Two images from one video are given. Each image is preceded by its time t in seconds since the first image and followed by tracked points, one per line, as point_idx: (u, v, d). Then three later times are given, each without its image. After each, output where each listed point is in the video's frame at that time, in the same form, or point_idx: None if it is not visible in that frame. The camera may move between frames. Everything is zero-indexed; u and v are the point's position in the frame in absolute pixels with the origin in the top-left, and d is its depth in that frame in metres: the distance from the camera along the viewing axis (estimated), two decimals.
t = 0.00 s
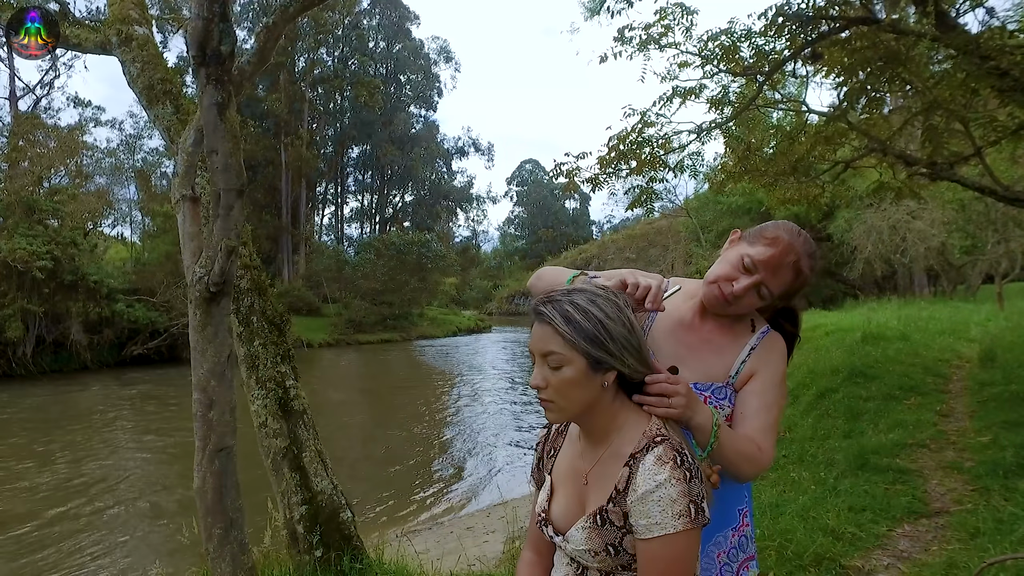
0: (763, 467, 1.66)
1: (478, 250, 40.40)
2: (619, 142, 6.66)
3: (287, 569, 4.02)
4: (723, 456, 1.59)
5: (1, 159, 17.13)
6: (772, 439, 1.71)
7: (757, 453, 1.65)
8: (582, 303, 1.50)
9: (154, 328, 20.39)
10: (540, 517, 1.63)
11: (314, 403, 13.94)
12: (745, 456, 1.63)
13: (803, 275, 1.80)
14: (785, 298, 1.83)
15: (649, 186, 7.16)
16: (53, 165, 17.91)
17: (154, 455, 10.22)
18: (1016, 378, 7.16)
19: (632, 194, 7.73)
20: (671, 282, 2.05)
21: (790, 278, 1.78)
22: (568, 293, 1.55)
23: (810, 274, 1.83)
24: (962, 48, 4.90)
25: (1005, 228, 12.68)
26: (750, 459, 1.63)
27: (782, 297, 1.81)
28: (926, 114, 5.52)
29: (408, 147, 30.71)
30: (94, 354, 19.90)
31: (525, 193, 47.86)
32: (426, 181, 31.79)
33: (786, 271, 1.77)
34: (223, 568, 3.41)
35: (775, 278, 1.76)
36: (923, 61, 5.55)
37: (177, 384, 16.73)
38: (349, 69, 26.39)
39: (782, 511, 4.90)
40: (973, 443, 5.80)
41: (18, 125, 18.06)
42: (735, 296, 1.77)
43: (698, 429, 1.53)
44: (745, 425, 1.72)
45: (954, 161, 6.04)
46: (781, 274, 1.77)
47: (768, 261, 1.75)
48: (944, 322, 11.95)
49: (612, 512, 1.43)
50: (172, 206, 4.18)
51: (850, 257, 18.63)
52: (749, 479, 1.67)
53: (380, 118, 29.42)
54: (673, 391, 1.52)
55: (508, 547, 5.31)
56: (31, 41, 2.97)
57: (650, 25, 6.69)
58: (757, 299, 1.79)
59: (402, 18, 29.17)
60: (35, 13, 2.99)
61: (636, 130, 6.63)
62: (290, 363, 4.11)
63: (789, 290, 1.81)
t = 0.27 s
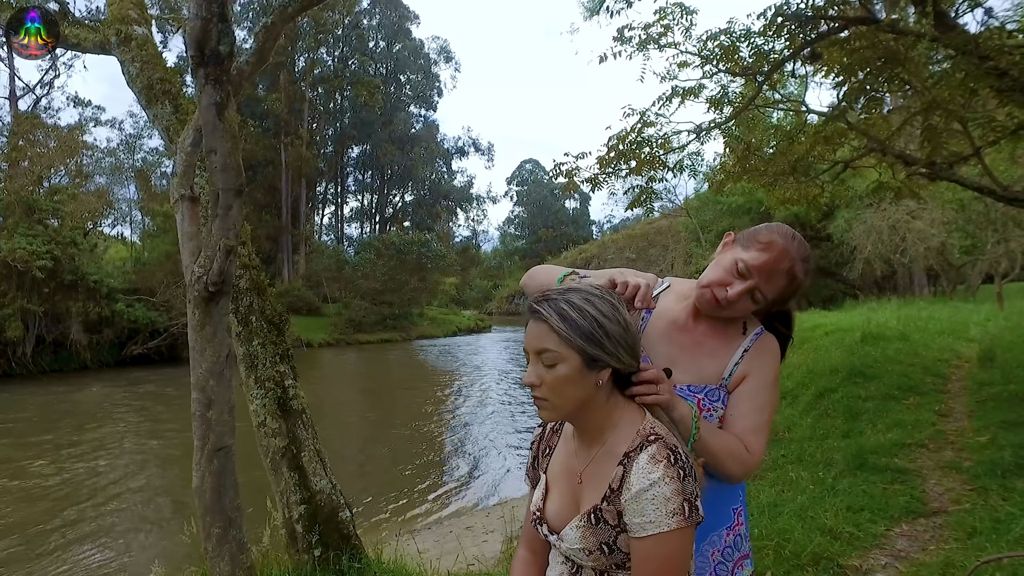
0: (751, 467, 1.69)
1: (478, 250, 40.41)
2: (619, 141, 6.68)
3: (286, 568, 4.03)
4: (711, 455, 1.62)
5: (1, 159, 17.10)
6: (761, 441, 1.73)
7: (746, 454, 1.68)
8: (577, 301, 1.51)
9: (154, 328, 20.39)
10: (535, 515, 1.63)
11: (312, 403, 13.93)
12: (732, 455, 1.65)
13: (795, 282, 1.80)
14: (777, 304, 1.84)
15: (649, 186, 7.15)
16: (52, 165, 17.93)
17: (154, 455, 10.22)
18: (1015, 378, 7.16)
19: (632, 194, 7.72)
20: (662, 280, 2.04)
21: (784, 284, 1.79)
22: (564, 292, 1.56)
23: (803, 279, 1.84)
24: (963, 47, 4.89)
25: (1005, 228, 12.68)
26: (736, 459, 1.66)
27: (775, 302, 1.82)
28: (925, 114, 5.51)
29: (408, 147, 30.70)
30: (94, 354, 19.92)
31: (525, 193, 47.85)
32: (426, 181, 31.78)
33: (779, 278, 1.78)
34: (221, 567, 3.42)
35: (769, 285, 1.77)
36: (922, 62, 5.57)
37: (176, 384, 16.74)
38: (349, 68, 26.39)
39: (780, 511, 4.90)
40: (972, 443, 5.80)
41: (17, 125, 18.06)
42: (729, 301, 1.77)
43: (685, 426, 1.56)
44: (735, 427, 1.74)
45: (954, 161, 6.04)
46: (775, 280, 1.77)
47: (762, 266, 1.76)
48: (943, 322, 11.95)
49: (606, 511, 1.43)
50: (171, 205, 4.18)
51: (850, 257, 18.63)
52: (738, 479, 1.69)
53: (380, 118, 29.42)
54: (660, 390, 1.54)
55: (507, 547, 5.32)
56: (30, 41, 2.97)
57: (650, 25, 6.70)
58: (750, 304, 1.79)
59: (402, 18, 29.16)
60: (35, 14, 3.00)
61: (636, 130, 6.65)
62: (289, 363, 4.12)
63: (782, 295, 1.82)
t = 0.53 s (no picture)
0: (747, 467, 1.69)
1: (478, 250, 40.42)
2: (619, 142, 6.68)
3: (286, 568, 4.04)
4: (705, 455, 1.63)
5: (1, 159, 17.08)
6: (758, 441, 1.73)
7: (741, 454, 1.68)
8: (575, 300, 1.51)
9: (154, 328, 20.41)
10: (533, 514, 1.63)
11: (312, 403, 13.97)
12: (727, 455, 1.66)
13: (792, 288, 1.81)
14: (774, 308, 1.84)
15: (649, 186, 7.15)
16: (52, 165, 17.92)
17: (153, 454, 10.23)
18: (1014, 378, 7.16)
19: (632, 194, 7.71)
20: (658, 280, 2.05)
21: (781, 290, 1.79)
22: (563, 291, 1.56)
23: (801, 282, 1.84)
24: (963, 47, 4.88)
25: (1004, 228, 12.69)
26: (732, 459, 1.66)
27: (772, 306, 1.82)
28: (925, 114, 5.51)
29: (408, 147, 30.69)
30: (94, 354, 19.94)
31: (525, 193, 47.84)
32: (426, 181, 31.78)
33: (776, 284, 1.78)
34: (221, 567, 3.41)
35: (766, 290, 1.77)
36: (921, 62, 5.58)
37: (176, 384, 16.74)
38: (349, 68, 26.39)
39: (780, 511, 4.90)
40: (971, 443, 5.80)
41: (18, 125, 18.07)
42: (726, 305, 1.77)
43: (677, 425, 1.56)
44: (731, 427, 1.74)
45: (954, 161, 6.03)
46: (772, 285, 1.77)
47: (759, 271, 1.75)
48: (943, 322, 11.96)
49: (604, 510, 1.43)
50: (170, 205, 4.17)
51: (850, 257, 18.63)
52: (734, 479, 1.69)
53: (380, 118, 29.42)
54: (655, 388, 1.54)
55: (506, 547, 5.33)
56: (30, 41, 2.97)
57: (650, 25, 6.73)
58: (747, 308, 1.80)
59: (402, 18, 29.17)
60: (35, 14, 3.00)
61: (635, 130, 6.65)
62: (288, 363, 4.12)
63: (780, 300, 1.82)
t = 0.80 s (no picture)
0: (748, 468, 1.69)
1: (478, 251, 40.45)
2: (618, 142, 6.68)
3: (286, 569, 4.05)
4: (706, 458, 1.63)
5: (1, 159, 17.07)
6: (758, 442, 1.73)
7: (742, 456, 1.68)
8: (575, 302, 1.51)
9: (154, 328, 20.43)
10: (534, 516, 1.63)
11: (311, 403, 13.99)
12: (727, 458, 1.66)
13: (790, 292, 1.81)
14: (773, 311, 1.84)
15: (649, 186, 7.15)
16: (52, 165, 17.92)
17: (153, 454, 10.22)
18: (1014, 378, 7.17)
19: (632, 194, 7.72)
20: (658, 282, 2.06)
21: (780, 292, 1.79)
22: (564, 293, 1.56)
23: (800, 284, 1.84)
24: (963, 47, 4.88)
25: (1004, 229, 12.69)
26: (733, 462, 1.66)
27: (770, 309, 1.82)
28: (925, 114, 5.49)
29: (408, 147, 30.70)
30: (94, 354, 19.95)
31: (525, 193, 47.82)
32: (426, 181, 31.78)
33: (775, 287, 1.78)
34: (221, 567, 3.41)
35: (764, 294, 1.78)
36: (921, 62, 5.59)
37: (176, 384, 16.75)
38: (349, 68, 26.39)
39: (780, 511, 4.90)
40: (970, 443, 5.81)
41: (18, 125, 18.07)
42: (725, 308, 1.77)
43: (676, 428, 1.57)
44: (732, 429, 1.74)
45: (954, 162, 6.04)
46: (771, 287, 1.77)
47: (757, 274, 1.75)
48: (943, 322, 11.98)
49: (604, 512, 1.43)
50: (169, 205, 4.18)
51: (850, 257, 18.63)
52: (735, 480, 1.69)
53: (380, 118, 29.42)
54: (656, 392, 1.54)
55: (506, 547, 5.35)
56: (31, 40, 2.97)
57: (650, 25, 6.74)
58: (746, 310, 1.79)
59: (402, 19, 29.18)
60: (35, 14, 3.00)
61: (635, 130, 6.65)
62: (288, 363, 4.12)
63: (779, 302, 1.82)
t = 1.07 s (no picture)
0: (747, 469, 1.70)
1: (478, 251, 40.47)
2: (618, 142, 6.69)
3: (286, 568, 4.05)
4: (704, 460, 1.64)
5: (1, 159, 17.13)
6: (757, 443, 1.74)
7: (740, 457, 1.69)
8: (573, 304, 1.51)
9: (153, 328, 20.44)
10: (532, 517, 1.64)
11: (310, 404, 14.01)
12: (725, 459, 1.66)
13: (784, 292, 1.82)
14: (768, 310, 1.84)
15: (649, 186, 7.15)
16: (52, 165, 17.96)
17: (152, 455, 10.22)
18: (1013, 378, 7.19)
19: (632, 195, 7.72)
20: (654, 283, 2.06)
21: (773, 292, 1.80)
22: (563, 295, 1.57)
23: (794, 283, 1.84)
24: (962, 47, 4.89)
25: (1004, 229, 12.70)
26: (731, 464, 1.67)
27: (765, 309, 1.83)
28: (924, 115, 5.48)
29: (408, 147, 30.71)
30: (94, 354, 19.98)
31: (525, 193, 47.79)
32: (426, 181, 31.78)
33: (769, 286, 1.79)
34: (220, 568, 3.41)
35: (757, 293, 1.78)
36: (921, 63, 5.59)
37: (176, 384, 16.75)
38: (349, 68, 26.41)
39: (779, 511, 4.91)
40: (969, 444, 5.83)
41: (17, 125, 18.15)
42: (719, 307, 1.77)
43: (675, 430, 1.57)
44: (730, 429, 1.74)
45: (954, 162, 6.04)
46: (764, 286, 1.78)
47: (751, 273, 1.76)
48: (943, 322, 11.98)
49: (602, 514, 1.43)
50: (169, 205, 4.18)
51: (850, 257, 18.62)
52: (734, 481, 1.70)
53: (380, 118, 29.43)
54: (656, 394, 1.54)
55: (506, 547, 5.35)
56: (30, 41, 2.97)
57: (650, 25, 6.72)
58: (741, 309, 1.80)
59: (402, 19, 29.18)
60: (34, 14, 3.01)
61: (635, 130, 6.66)
62: (288, 363, 4.12)
63: (773, 301, 1.82)
